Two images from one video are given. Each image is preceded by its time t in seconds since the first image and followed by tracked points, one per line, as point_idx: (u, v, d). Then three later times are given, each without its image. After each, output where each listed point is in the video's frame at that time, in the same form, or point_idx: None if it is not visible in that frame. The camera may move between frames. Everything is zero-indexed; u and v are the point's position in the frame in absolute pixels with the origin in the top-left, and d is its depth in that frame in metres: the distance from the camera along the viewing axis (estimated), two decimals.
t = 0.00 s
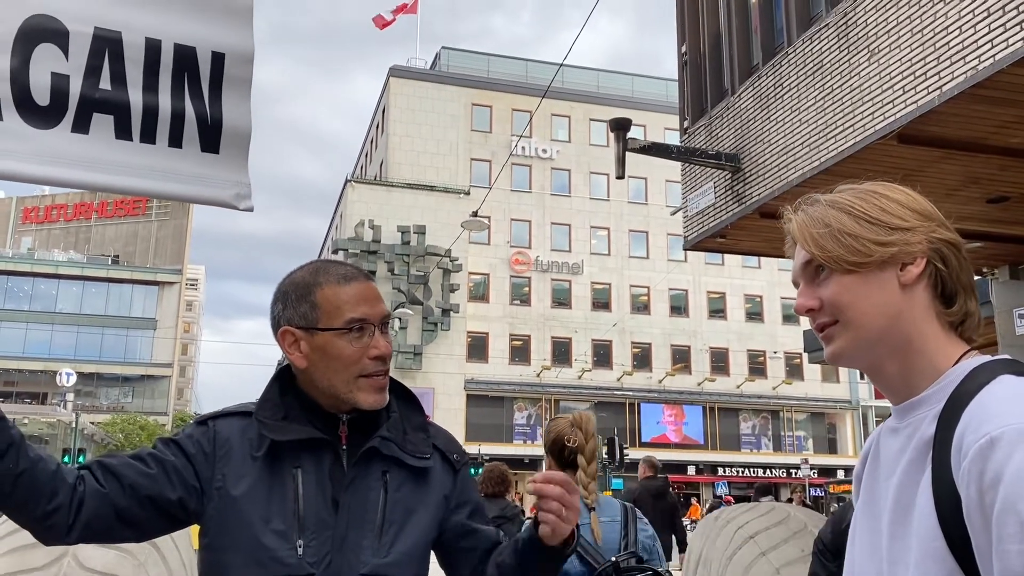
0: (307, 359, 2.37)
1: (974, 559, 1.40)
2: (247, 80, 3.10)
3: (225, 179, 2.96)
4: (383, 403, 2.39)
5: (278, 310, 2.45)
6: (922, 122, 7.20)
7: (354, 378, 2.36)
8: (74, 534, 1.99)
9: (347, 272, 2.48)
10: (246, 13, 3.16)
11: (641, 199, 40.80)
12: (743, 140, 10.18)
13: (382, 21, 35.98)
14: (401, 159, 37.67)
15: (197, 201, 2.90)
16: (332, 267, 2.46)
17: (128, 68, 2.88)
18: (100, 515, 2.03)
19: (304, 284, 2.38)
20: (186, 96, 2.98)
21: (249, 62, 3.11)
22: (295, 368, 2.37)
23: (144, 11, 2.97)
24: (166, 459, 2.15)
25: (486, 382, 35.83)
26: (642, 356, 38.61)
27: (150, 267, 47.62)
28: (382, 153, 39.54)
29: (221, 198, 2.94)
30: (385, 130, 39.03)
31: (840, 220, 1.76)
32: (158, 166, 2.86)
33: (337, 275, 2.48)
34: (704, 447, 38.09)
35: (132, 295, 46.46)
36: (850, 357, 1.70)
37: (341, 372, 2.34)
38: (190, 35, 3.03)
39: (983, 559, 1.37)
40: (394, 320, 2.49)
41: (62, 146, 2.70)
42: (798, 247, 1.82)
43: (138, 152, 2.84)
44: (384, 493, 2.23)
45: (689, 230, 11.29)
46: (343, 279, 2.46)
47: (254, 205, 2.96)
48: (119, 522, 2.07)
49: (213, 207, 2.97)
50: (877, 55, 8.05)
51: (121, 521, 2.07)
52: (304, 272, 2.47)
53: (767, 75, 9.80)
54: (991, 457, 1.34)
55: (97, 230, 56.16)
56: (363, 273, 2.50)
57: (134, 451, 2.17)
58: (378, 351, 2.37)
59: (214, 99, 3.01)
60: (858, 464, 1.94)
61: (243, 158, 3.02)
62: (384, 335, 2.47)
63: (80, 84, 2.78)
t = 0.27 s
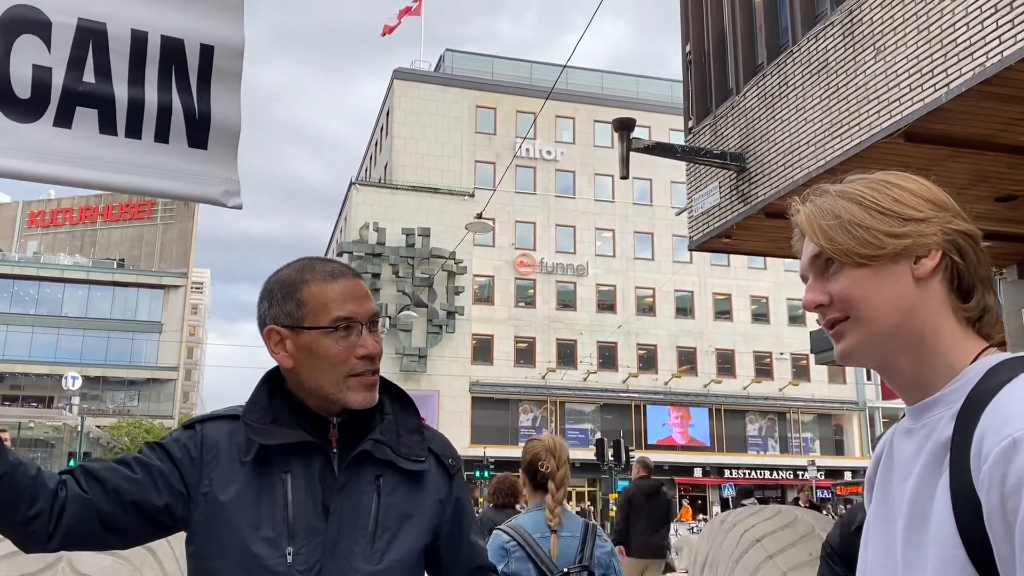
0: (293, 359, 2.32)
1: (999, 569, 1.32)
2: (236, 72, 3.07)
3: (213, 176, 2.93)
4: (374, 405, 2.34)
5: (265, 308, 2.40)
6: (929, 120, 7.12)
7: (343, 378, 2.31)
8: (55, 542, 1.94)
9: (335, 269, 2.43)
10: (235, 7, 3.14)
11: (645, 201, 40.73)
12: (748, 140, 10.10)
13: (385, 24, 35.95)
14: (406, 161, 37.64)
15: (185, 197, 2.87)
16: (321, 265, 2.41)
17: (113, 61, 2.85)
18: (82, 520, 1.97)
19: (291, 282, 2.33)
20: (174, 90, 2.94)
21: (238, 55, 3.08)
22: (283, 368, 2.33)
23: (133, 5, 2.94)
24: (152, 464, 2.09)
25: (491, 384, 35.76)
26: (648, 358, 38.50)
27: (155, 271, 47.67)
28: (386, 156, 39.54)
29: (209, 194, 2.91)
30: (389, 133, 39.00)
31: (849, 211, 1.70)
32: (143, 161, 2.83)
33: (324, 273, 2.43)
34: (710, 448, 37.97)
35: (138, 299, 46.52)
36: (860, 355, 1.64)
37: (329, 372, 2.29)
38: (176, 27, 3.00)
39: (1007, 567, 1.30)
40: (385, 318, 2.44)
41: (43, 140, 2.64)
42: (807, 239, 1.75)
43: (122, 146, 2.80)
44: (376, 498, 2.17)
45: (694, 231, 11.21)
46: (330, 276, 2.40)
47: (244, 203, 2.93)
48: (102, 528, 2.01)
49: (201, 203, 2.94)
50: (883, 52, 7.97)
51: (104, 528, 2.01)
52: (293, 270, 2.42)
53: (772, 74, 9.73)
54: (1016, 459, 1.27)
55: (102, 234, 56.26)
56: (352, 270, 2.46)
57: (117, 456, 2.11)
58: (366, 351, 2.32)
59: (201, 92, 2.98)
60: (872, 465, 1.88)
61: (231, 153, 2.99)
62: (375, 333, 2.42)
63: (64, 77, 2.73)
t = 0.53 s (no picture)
0: (274, 357, 2.27)
1: None
2: (210, 62, 3.07)
3: (187, 169, 2.92)
4: (360, 405, 2.28)
5: (245, 305, 2.35)
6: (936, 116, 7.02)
7: (325, 377, 2.25)
8: (23, 548, 1.86)
9: (318, 264, 2.37)
10: None
11: (650, 202, 40.62)
12: (753, 138, 10.01)
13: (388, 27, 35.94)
14: (410, 164, 37.61)
15: (160, 189, 2.86)
16: (302, 260, 2.35)
17: (81, 48, 2.83)
18: (51, 527, 1.90)
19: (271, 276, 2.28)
20: (145, 79, 2.93)
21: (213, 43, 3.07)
22: (264, 366, 2.27)
23: None
24: (128, 467, 2.02)
25: (496, 387, 35.69)
26: (653, 360, 38.39)
27: (161, 275, 47.75)
28: (390, 159, 39.54)
29: (185, 186, 2.91)
30: (393, 136, 38.99)
31: (857, 196, 1.62)
32: (114, 151, 2.81)
33: (306, 268, 2.37)
34: (716, 450, 37.84)
35: (143, 303, 46.57)
36: (871, 350, 1.55)
37: (311, 369, 2.23)
38: (148, 14, 2.99)
39: None
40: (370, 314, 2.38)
41: (8, 132, 2.64)
42: (813, 228, 1.67)
43: (92, 137, 2.79)
44: (361, 503, 2.10)
45: (698, 231, 11.11)
46: (312, 271, 2.35)
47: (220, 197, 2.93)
48: (74, 534, 1.94)
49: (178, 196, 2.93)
50: (887, 49, 7.88)
51: (75, 534, 1.94)
52: (274, 266, 2.37)
53: (775, 72, 9.64)
54: None
55: (108, 239, 56.36)
56: (336, 265, 2.40)
57: (92, 459, 2.04)
58: (351, 349, 2.26)
59: (176, 83, 2.98)
60: (882, 466, 1.80)
61: (206, 144, 2.97)
62: (360, 330, 2.36)
63: (28, 64, 2.72)
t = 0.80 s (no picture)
0: (261, 355, 2.25)
1: None
2: (190, 52, 3.15)
3: (166, 161, 3.00)
4: (350, 404, 2.24)
5: (232, 301, 2.33)
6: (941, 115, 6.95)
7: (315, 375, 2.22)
8: None
9: (307, 260, 2.34)
10: None
11: (653, 204, 40.56)
12: (756, 138, 9.95)
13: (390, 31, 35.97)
14: (413, 168, 37.63)
15: (139, 183, 2.95)
16: (290, 255, 2.32)
17: (56, 38, 2.91)
18: (31, 533, 1.85)
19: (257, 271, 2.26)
20: (124, 70, 3.02)
21: (192, 34, 3.15)
22: (250, 364, 2.25)
23: None
24: (109, 472, 1.98)
25: (500, 390, 35.63)
26: (658, 363, 38.33)
27: (165, 280, 47.84)
28: (393, 162, 39.57)
29: (164, 180, 2.99)
30: (396, 140, 39.01)
31: (869, 183, 1.56)
32: (90, 142, 2.90)
33: (294, 263, 2.34)
34: (721, 453, 37.71)
35: (148, 308, 46.65)
36: (884, 345, 1.49)
37: (299, 367, 2.21)
38: (126, 5, 3.07)
39: None
40: (361, 309, 2.35)
41: None
42: (820, 218, 1.62)
43: (67, 129, 2.88)
44: (353, 507, 2.04)
45: (702, 232, 11.05)
46: (300, 267, 2.32)
47: (198, 188, 3.00)
48: (52, 541, 1.89)
49: (159, 188, 3.01)
50: (892, 47, 7.81)
51: (56, 540, 1.89)
52: (261, 262, 2.34)
53: (779, 71, 9.58)
54: None
55: (113, 244, 56.49)
56: (325, 260, 2.36)
57: (74, 462, 1.99)
58: (340, 346, 2.23)
59: (155, 74, 3.06)
60: (896, 467, 1.74)
61: (186, 136, 3.05)
62: (351, 326, 2.33)
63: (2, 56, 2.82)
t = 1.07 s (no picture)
0: (247, 353, 2.22)
1: None
2: (181, 45, 3.13)
3: (157, 158, 2.98)
4: (341, 404, 2.22)
5: (218, 297, 2.30)
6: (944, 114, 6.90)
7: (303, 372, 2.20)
8: None
9: (295, 255, 2.31)
10: None
11: (655, 207, 40.53)
12: (758, 139, 9.91)
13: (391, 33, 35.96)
14: (414, 171, 37.61)
15: (132, 180, 2.93)
16: (277, 251, 2.29)
17: (42, 31, 2.88)
18: (11, 537, 1.80)
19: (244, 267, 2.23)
20: (112, 64, 3.00)
21: (183, 27, 3.13)
22: (238, 362, 2.22)
23: None
24: (95, 474, 1.93)
25: (502, 393, 35.56)
26: (660, 366, 38.26)
27: (167, 284, 47.83)
28: (394, 166, 39.55)
29: (155, 177, 2.97)
30: (397, 143, 39.00)
31: (870, 174, 1.52)
32: (79, 139, 2.87)
33: (283, 259, 2.31)
34: (724, 456, 37.60)
35: (149, 312, 46.59)
36: (889, 340, 1.45)
37: (287, 365, 2.18)
38: None
39: None
40: (350, 307, 2.33)
41: None
42: (821, 210, 1.57)
43: (55, 125, 2.84)
44: (344, 509, 2.00)
45: (703, 233, 11.00)
46: (288, 263, 2.28)
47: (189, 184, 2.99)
48: (36, 546, 1.84)
49: (148, 186, 2.98)
50: (894, 46, 7.76)
51: (39, 545, 1.84)
52: (248, 258, 2.31)
53: (780, 71, 9.54)
54: None
55: (114, 248, 56.45)
56: (313, 256, 2.33)
57: (57, 465, 1.95)
58: (328, 341, 2.20)
59: (146, 70, 3.04)
60: (904, 466, 1.69)
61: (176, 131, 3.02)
62: (340, 324, 2.31)
63: None
